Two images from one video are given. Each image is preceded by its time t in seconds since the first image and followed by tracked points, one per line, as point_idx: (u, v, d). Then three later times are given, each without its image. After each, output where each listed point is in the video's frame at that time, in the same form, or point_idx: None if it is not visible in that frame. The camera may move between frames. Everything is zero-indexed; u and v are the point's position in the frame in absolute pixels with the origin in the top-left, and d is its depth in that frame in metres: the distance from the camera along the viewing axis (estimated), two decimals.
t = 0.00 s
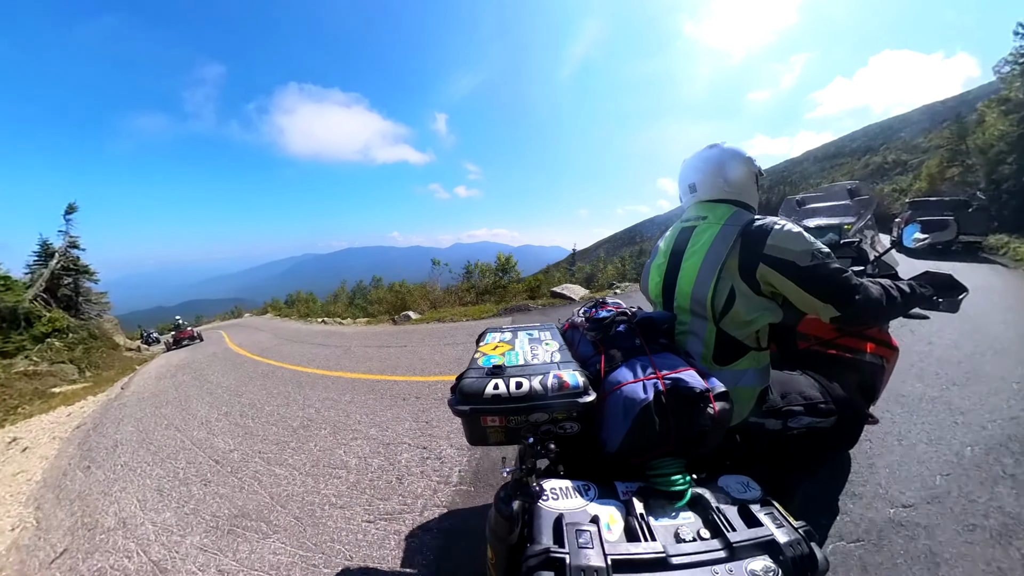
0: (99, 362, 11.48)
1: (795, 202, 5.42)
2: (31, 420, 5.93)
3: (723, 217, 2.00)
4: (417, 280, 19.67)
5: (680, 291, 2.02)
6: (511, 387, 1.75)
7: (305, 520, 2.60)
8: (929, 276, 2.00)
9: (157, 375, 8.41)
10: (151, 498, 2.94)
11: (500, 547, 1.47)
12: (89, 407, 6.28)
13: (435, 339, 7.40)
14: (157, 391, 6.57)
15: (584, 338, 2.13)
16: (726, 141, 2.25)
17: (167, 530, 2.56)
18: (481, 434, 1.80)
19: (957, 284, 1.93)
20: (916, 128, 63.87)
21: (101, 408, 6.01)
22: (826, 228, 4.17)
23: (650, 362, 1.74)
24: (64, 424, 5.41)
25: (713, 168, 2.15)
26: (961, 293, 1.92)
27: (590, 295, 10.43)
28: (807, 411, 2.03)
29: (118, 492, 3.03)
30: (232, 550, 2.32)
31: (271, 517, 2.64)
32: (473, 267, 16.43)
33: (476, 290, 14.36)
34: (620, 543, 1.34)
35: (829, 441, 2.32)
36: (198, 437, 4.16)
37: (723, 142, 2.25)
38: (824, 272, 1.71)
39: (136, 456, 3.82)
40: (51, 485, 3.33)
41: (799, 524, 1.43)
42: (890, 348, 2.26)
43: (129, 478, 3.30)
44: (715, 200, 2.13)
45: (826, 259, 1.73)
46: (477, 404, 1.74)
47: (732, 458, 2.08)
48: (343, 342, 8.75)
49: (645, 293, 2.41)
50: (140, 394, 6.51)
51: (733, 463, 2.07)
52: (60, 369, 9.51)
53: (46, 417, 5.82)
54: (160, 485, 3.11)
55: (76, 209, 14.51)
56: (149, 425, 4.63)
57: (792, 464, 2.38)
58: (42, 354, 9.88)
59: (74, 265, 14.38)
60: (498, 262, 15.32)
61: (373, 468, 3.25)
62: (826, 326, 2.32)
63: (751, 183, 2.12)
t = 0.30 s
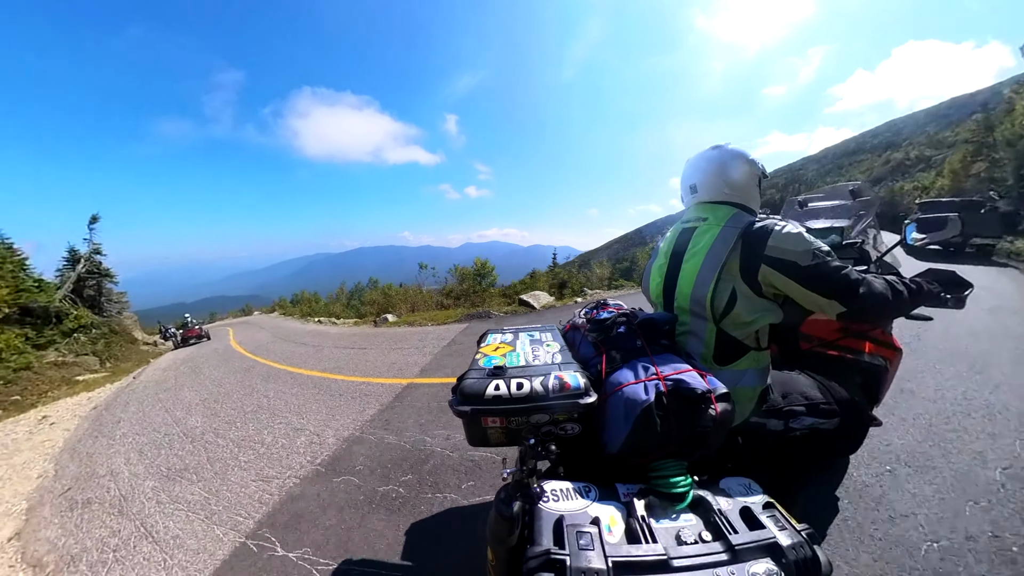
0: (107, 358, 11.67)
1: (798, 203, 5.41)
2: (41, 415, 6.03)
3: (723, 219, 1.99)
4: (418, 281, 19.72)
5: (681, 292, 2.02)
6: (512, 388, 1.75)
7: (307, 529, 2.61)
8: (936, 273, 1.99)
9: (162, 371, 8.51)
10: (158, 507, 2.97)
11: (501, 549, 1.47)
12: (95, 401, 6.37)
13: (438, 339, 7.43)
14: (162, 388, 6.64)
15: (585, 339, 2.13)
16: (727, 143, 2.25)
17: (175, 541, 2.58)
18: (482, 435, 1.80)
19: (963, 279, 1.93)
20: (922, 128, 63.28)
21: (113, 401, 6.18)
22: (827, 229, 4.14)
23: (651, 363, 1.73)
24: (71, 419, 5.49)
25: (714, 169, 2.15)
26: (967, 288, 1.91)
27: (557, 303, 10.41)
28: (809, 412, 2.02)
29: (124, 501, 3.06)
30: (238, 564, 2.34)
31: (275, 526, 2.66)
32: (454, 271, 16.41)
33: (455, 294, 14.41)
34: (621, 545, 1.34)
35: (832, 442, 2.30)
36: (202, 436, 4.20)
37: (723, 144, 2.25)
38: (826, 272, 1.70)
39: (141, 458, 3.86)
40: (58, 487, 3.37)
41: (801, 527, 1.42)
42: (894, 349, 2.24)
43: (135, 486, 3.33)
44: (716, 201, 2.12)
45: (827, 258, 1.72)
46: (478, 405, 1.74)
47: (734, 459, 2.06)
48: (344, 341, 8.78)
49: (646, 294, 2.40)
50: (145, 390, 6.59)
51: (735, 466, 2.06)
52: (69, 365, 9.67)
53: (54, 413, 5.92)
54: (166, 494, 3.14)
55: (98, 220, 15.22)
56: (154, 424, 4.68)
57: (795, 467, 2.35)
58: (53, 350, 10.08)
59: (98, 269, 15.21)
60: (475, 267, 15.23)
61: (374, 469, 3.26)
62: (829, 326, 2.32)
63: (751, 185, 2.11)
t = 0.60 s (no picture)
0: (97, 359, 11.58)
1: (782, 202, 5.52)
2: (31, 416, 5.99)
3: (707, 216, 2.04)
4: (409, 279, 19.66)
5: (667, 286, 2.07)
6: (502, 381, 1.78)
7: (301, 526, 2.63)
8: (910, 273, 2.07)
9: (152, 371, 8.45)
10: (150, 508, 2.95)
11: (493, 539, 1.50)
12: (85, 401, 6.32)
13: (433, 338, 7.43)
14: (152, 389, 6.60)
15: (575, 333, 2.17)
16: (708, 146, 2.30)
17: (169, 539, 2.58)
18: (473, 428, 1.82)
19: (933, 280, 2.00)
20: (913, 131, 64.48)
21: (111, 399, 6.20)
22: (809, 230, 4.24)
23: (639, 356, 1.77)
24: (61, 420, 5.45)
25: (699, 170, 2.20)
26: (937, 290, 2.00)
27: (517, 309, 10.50)
28: (789, 402, 2.10)
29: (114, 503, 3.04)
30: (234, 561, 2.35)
31: (270, 523, 2.67)
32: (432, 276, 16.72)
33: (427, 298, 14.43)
34: (609, 532, 1.38)
35: (809, 433, 2.37)
36: (195, 435, 4.20)
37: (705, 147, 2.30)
38: (803, 267, 1.76)
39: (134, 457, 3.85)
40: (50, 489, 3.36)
41: (780, 512, 1.48)
42: (869, 344, 2.33)
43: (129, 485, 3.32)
44: (700, 200, 2.17)
45: (803, 253, 1.78)
46: (468, 399, 1.76)
47: (717, 449, 2.11)
48: (337, 339, 8.75)
49: (633, 290, 2.45)
50: (135, 391, 6.55)
51: (718, 455, 2.11)
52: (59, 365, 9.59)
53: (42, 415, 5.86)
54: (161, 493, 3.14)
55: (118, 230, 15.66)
56: (146, 424, 4.66)
57: (775, 457, 2.41)
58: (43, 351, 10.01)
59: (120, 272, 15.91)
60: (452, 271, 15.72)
61: (368, 466, 3.28)
62: (809, 322, 2.43)
63: (731, 187, 2.17)
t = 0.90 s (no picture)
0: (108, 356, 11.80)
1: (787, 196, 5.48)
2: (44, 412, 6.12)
3: (706, 209, 2.05)
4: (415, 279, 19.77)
5: (667, 281, 2.08)
6: (504, 374, 1.80)
7: (304, 520, 2.68)
8: (909, 275, 2.09)
9: (161, 369, 8.60)
10: (154, 508, 2.99)
11: (495, 529, 1.53)
12: (97, 397, 6.44)
13: (436, 340, 7.49)
14: (160, 386, 6.70)
15: (576, 327, 2.18)
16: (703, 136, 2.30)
17: (171, 540, 2.61)
18: (475, 421, 1.85)
19: (936, 283, 2.01)
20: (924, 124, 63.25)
21: (121, 396, 6.31)
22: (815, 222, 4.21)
23: (640, 350, 1.79)
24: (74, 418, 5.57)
25: (697, 162, 2.21)
26: (939, 293, 2.00)
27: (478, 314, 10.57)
28: (789, 398, 2.11)
29: (118, 503, 3.09)
30: (236, 559, 2.38)
31: (273, 520, 2.71)
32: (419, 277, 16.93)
33: (423, 299, 14.54)
34: (609, 522, 1.40)
35: (809, 428, 2.39)
36: (202, 435, 4.28)
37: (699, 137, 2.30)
38: (804, 262, 1.76)
39: (143, 454, 3.93)
40: (61, 487, 3.44)
41: (778, 505, 1.50)
42: (870, 340, 2.34)
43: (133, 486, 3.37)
44: (698, 193, 2.18)
45: (803, 249, 1.78)
46: (471, 391, 1.79)
47: (716, 442, 2.13)
48: (342, 340, 8.83)
49: (634, 284, 2.46)
50: (145, 387, 6.67)
51: (717, 447, 2.13)
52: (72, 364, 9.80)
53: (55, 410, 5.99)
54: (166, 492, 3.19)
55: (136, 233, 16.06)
56: (156, 424, 4.76)
57: (774, 450, 2.44)
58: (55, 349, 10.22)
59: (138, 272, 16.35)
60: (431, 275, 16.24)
61: (371, 462, 3.33)
62: (810, 318, 2.42)
63: (730, 178, 2.17)
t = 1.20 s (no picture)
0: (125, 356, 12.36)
1: (803, 198, 5.36)
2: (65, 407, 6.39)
3: (721, 212, 2.00)
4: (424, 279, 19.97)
5: (678, 287, 2.04)
6: (510, 376, 1.78)
7: (305, 516, 2.73)
8: (934, 280, 2.01)
9: (176, 367, 8.87)
10: (162, 504, 3.08)
11: (497, 532, 1.51)
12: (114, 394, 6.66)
13: (444, 340, 7.53)
14: (174, 382, 6.90)
15: (584, 330, 2.15)
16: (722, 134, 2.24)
17: (176, 535, 2.68)
18: (480, 422, 1.84)
19: (962, 289, 1.92)
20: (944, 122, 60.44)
21: (136, 394, 6.49)
22: (831, 225, 4.10)
23: (649, 356, 1.75)
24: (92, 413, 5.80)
25: (711, 162, 2.15)
26: (965, 300, 1.92)
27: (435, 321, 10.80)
28: (803, 408, 2.05)
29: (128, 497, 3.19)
30: (173, 547, 2.55)
31: (276, 516, 2.76)
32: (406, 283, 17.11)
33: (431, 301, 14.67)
34: (613, 530, 1.38)
35: (824, 440, 2.32)
36: (211, 432, 4.38)
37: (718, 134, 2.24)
38: (822, 269, 1.71)
39: (156, 449, 4.06)
40: (76, 478, 3.57)
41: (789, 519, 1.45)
42: (891, 350, 2.26)
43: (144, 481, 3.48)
44: (712, 194, 2.13)
45: (823, 255, 1.72)
46: (476, 393, 1.78)
47: (726, 452, 2.10)
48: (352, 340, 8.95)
49: (644, 288, 2.42)
50: (161, 383, 6.89)
51: (726, 458, 2.11)
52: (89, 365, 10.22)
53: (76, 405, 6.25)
54: (176, 488, 3.29)
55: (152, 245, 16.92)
56: (168, 420, 4.87)
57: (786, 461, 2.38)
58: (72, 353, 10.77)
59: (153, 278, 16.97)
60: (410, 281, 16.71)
61: (372, 461, 3.35)
62: (827, 325, 2.35)
63: (746, 179, 2.12)
